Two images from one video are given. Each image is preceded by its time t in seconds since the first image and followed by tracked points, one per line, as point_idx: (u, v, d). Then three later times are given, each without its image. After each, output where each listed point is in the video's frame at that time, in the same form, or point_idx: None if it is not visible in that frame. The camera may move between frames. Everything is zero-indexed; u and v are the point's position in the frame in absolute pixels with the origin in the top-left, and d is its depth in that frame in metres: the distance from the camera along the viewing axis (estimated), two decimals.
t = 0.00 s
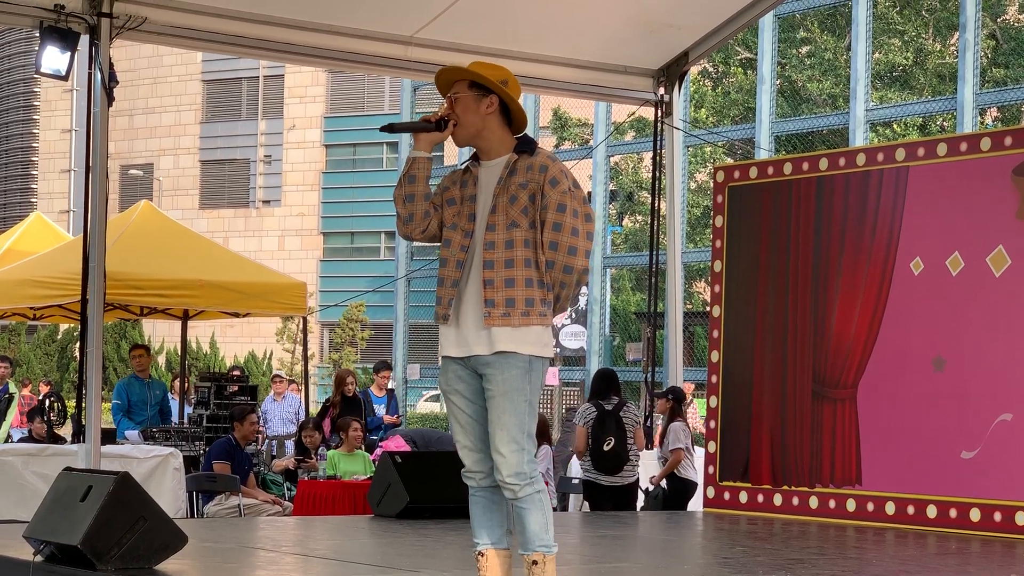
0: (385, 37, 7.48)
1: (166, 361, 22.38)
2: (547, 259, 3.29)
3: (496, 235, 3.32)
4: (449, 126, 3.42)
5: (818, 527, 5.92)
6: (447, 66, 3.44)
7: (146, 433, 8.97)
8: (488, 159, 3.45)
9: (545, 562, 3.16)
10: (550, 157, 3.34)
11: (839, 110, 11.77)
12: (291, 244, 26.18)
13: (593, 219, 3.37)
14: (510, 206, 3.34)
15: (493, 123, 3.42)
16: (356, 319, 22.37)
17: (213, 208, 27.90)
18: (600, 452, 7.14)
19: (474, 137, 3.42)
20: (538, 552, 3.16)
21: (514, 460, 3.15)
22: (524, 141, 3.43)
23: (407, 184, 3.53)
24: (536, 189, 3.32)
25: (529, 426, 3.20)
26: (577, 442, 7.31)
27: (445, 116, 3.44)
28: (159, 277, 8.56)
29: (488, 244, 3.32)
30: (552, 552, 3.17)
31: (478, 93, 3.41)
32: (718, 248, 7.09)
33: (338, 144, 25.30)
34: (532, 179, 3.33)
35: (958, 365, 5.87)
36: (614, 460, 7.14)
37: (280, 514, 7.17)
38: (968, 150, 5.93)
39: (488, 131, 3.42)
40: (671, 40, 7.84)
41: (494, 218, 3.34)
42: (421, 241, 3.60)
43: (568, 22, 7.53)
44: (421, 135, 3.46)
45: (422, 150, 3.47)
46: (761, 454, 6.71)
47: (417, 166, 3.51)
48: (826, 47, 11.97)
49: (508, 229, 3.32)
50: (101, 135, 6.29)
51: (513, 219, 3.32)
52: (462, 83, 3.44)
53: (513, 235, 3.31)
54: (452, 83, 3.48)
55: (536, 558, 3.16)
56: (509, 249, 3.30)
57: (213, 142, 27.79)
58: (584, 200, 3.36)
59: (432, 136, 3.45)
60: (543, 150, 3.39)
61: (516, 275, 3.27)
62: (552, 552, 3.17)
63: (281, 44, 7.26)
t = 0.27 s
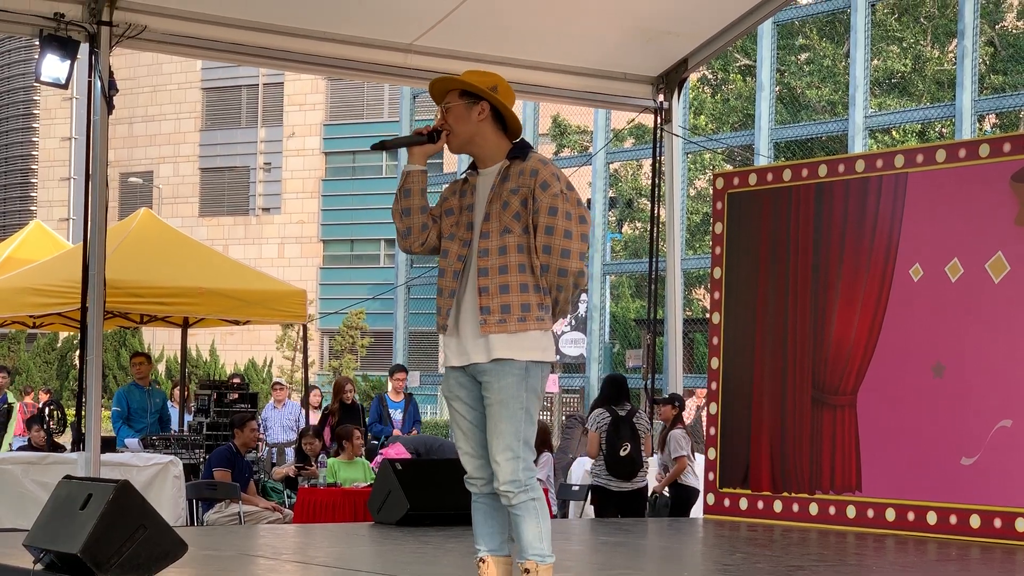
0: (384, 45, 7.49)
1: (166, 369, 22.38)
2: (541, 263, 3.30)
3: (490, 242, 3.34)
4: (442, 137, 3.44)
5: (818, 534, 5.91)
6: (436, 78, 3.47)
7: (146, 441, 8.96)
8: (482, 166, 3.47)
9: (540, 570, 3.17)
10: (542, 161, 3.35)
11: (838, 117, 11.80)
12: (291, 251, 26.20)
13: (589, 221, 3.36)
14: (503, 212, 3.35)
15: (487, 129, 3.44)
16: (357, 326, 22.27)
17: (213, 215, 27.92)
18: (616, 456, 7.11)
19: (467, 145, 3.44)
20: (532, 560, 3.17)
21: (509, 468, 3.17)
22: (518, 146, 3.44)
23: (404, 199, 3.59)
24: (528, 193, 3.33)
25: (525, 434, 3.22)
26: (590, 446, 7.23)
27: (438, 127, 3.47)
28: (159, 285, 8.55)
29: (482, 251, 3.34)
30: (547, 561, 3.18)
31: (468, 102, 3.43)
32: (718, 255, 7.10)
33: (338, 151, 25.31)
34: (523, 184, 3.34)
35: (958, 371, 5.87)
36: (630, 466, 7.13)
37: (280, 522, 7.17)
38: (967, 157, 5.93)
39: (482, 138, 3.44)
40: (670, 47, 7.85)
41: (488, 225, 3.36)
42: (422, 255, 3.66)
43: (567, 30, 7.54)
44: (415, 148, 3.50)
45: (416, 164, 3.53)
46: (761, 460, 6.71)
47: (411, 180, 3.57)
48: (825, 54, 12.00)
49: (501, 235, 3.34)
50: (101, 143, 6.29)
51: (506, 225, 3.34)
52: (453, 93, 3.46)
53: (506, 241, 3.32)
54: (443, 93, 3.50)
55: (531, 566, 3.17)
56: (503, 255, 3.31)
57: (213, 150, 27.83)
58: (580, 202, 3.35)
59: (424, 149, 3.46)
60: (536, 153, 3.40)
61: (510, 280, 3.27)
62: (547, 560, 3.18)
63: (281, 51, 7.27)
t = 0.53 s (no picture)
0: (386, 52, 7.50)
1: (168, 376, 22.38)
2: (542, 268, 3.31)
3: (490, 253, 3.38)
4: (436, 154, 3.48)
5: (821, 540, 5.90)
6: (421, 95, 3.48)
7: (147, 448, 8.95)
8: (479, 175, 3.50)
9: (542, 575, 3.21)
10: (533, 165, 3.36)
11: (839, 122, 11.79)
12: (292, 258, 26.21)
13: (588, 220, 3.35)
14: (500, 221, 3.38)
15: (480, 139, 3.45)
16: (359, 332, 22.28)
17: (215, 222, 27.95)
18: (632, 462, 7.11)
19: (462, 158, 3.46)
20: (535, 565, 3.21)
21: (513, 474, 3.22)
22: (512, 151, 3.45)
23: (407, 221, 3.62)
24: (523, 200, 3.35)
25: (530, 440, 3.26)
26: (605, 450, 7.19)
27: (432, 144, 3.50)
28: (160, 292, 8.55)
29: (483, 262, 3.39)
30: (550, 566, 3.21)
31: (457, 114, 3.44)
32: (719, 261, 7.10)
33: (338, 157, 25.32)
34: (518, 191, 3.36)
35: (960, 375, 5.86)
36: (645, 471, 7.14)
37: (282, 529, 7.16)
38: (968, 161, 5.93)
39: (476, 148, 3.46)
40: (671, 53, 7.86)
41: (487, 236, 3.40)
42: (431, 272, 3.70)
43: (568, 35, 7.55)
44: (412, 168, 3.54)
45: (414, 186, 3.57)
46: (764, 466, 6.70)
47: (412, 204, 3.62)
48: (826, 59, 12.00)
49: (501, 244, 3.37)
50: (102, 149, 6.30)
51: (504, 234, 3.37)
52: (440, 108, 3.47)
53: (506, 249, 3.36)
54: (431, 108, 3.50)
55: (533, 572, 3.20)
56: (503, 263, 3.35)
57: (214, 157, 27.86)
58: (578, 202, 3.34)
59: (421, 169, 3.53)
60: (528, 157, 3.41)
61: (513, 289, 3.32)
62: (550, 566, 3.22)
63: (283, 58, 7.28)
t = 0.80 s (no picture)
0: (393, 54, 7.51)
1: (176, 378, 22.46)
2: (558, 270, 3.34)
3: (505, 258, 3.39)
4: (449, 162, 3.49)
5: (831, 539, 5.89)
6: (425, 103, 3.44)
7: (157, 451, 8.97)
8: (490, 178, 3.51)
9: None
10: (545, 168, 3.38)
11: (846, 121, 11.77)
12: (300, 260, 26.27)
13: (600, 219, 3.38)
14: (515, 226, 3.40)
15: (490, 142, 3.46)
16: (366, 334, 22.31)
17: (222, 225, 28.03)
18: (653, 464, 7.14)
19: (474, 162, 3.47)
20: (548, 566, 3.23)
21: (530, 475, 3.24)
22: (521, 151, 3.47)
23: (420, 231, 3.63)
24: (536, 203, 3.37)
25: (546, 442, 3.28)
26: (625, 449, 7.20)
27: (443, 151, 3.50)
28: (169, 295, 8.57)
29: (497, 267, 3.39)
30: (564, 567, 3.24)
31: (466, 119, 3.43)
32: (727, 260, 7.10)
33: (346, 159, 25.35)
34: (531, 195, 3.38)
35: (970, 374, 5.84)
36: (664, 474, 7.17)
37: (292, 531, 7.17)
38: (976, 159, 5.91)
39: (487, 152, 3.46)
40: (678, 53, 7.86)
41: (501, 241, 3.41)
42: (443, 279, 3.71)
43: (575, 36, 7.56)
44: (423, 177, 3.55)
45: (426, 196, 3.59)
46: (773, 465, 6.69)
47: (426, 213, 3.62)
48: (833, 58, 11.99)
49: (516, 249, 3.38)
50: (111, 153, 6.32)
51: (518, 238, 3.38)
52: (446, 114, 3.44)
53: (521, 254, 3.37)
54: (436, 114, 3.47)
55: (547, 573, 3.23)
56: (518, 268, 3.36)
57: (222, 160, 27.94)
58: (589, 204, 3.37)
59: (434, 178, 3.54)
60: (538, 158, 3.43)
61: (530, 293, 3.33)
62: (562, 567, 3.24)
63: (291, 61, 7.29)
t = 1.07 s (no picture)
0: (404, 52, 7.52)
1: (190, 378, 22.54)
2: (576, 270, 3.36)
3: (522, 257, 3.39)
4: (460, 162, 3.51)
5: (845, 536, 5.88)
6: (435, 106, 3.46)
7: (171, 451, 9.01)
8: (503, 178, 3.52)
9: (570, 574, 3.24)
10: (563, 168, 3.40)
11: (859, 117, 11.72)
12: (313, 259, 26.33)
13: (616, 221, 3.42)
14: (531, 225, 3.41)
15: (501, 143, 3.46)
16: (379, 332, 22.35)
17: (235, 225, 28.11)
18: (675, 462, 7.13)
19: (486, 163, 3.47)
20: (562, 564, 3.24)
21: (545, 473, 3.25)
22: (535, 152, 3.47)
23: (433, 231, 3.62)
24: (554, 203, 3.38)
25: (561, 440, 3.30)
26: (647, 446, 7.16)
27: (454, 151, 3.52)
28: (182, 295, 8.61)
29: (515, 267, 3.40)
30: (577, 566, 3.25)
31: (476, 122, 3.44)
32: (739, 257, 7.09)
33: (357, 158, 25.40)
34: (549, 195, 3.39)
35: (983, 370, 5.82)
36: (687, 472, 7.18)
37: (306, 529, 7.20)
38: (989, 155, 5.88)
39: (499, 153, 3.47)
40: (689, 50, 7.86)
41: (518, 240, 3.42)
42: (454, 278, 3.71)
43: (586, 34, 7.56)
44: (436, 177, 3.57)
45: (438, 196, 3.59)
46: (786, 462, 6.69)
47: (439, 213, 3.62)
48: (844, 54, 11.96)
49: (533, 248, 3.39)
50: (125, 153, 6.35)
51: (536, 237, 3.40)
52: (456, 116, 3.45)
53: (539, 253, 3.38)
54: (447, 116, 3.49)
55: (560, 571, 3.24)
56: (536, 268, 3.37)
57: (234, 160, 28.02)
58: (604, 204, 3.39)
59: (445, 177, 3.56)
60: (555, 159, 3.44)
61: (548, 293, 3.34)
62: (576, 565, 3.25)
63: (303, 60, 7.32)
